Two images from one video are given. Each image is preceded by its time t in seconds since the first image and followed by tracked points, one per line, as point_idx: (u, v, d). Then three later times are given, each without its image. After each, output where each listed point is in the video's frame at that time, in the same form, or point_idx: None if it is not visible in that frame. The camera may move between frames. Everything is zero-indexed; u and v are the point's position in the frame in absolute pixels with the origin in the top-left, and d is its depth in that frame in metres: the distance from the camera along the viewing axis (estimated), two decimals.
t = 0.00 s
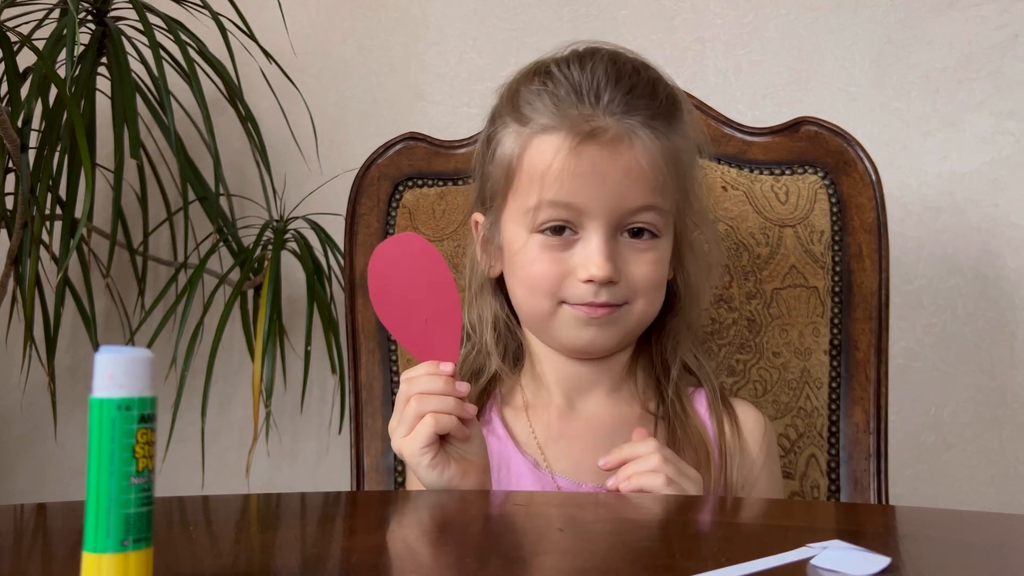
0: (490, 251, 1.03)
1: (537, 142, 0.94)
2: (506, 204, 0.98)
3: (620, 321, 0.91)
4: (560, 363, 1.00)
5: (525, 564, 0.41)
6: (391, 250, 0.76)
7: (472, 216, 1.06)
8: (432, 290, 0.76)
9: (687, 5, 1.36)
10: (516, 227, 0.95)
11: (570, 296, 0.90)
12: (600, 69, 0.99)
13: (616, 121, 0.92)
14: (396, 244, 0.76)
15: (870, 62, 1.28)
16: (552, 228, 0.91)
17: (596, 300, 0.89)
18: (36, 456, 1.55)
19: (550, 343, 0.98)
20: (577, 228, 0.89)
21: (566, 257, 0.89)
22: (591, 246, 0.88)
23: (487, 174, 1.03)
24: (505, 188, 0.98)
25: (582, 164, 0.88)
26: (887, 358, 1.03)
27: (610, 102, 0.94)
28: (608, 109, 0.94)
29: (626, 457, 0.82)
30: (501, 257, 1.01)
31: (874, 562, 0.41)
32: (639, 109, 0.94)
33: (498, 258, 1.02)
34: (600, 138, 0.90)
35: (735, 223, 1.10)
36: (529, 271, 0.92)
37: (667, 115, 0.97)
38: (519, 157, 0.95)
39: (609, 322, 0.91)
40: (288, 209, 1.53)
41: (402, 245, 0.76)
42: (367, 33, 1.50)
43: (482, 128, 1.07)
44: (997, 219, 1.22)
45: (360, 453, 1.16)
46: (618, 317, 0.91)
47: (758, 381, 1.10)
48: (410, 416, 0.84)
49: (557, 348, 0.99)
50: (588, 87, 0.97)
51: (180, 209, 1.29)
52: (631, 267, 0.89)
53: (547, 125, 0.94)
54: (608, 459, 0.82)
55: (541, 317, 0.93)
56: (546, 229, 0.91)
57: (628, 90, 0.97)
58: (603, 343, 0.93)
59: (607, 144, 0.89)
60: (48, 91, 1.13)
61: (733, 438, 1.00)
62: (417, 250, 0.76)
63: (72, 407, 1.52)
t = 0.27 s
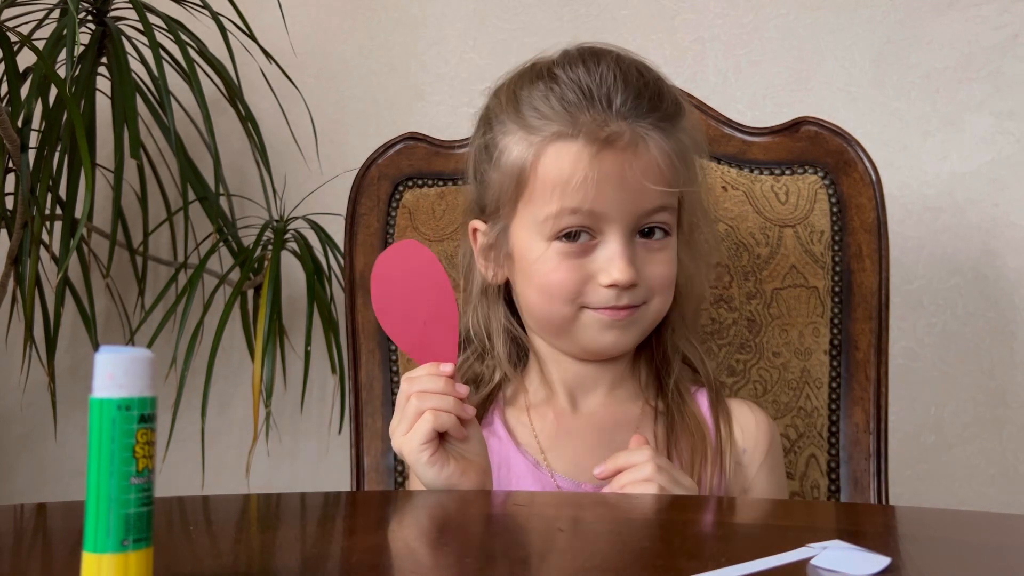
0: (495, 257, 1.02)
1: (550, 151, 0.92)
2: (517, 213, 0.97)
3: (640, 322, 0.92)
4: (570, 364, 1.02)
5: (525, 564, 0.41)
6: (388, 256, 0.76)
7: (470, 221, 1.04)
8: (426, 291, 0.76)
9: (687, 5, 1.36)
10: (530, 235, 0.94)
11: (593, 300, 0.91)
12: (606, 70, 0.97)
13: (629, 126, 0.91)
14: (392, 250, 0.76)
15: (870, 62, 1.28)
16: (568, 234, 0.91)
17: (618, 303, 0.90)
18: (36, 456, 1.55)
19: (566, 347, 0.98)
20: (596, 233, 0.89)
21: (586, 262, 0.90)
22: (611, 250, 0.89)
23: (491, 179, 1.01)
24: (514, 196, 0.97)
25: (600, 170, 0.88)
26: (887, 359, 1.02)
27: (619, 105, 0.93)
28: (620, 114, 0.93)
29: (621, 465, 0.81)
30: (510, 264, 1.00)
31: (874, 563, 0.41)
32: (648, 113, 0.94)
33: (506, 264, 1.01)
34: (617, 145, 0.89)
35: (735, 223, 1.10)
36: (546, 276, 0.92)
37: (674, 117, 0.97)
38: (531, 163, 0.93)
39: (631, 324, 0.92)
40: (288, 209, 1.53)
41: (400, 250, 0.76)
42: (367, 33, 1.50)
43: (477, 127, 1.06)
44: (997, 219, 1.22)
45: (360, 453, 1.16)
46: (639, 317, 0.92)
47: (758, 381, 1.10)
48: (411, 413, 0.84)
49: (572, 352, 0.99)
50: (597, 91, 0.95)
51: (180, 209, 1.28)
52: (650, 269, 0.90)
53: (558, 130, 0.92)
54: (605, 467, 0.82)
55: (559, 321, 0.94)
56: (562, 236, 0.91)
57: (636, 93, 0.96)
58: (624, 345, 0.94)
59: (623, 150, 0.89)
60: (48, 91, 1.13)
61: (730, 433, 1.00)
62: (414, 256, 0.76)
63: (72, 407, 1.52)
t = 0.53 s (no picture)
0: (496, 258, 1.02)
1: (559, 154, 0.91)
2: (523, 217, 0.96)
3: (646, 323, 0.93)
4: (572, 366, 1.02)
5: (524, 564, 0.41)
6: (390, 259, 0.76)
7: (470, 222, 1.04)
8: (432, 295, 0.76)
9: (687, 5, 1.36)
10: (537, 237, 0.94)
11: (602, 302, 0.91)
12: (611, 73, 0.97)
13: (637, 130, 0.91)
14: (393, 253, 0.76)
15: (870, 62, 1.28)
16: (576, 236, 0.90)
17: (628, 305, 0.90)
18: (37, 456, 1.55)
19: (573, 350, 0.98)
20: (604, 235, 0.89)
21: (594, 264, 0.90)
22: (620, 252, 0.89)
23: (495, 181, 1.00)
24: (519, 200, 0.96)
25: (611, 173, 0.88)
26: (887, 358, 1.02)
27: (626, 108, 0.93)
28: (630, 117, 0.93)
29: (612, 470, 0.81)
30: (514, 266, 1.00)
31: (874, 563, 0.41)
32: (655, 118, 0.94)
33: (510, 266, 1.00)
34: (627, 149, 0.89)
35: (735, 223, 1.10)
36: (554, 279, 0.92)
37: (679, 121, 0.97)
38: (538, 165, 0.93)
39: (639, 325, 0.92)
40: (288, 209, 1.53)
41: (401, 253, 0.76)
42: (367, 33, 1.50)
43: (475, 127, 1.06)
44: (997, 219, 1.22)
45: (360, 452, 1.16)
46: (647, 317, 0.92)
47: (758, 381, 1.10)
48: (411, 413, 0.84)
49: (578, 353, 0.99)
50: (605, 94, 0.95)
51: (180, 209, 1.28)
52: (657, 270, 0.90)
53: (566, 134, 0.92)
54: (596, 473, 0.82)
55: (567, 323, 0.94)
56: (571, 239, 0.91)
57: (643, 97, 0.96)
58: (632, 346, 0.94)
59: (632, 153, 0.89)
60: (48, 92, 1.13)
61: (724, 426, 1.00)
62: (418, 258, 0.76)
63: (73, 407, 1.53)
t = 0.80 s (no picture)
0: (497, 261, 1.01)
1: (563, 158, 0.91)
2: (525, 221, 0.96)
3: (649, 325, 0.93)
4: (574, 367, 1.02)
5: (522, 563, 0.41)
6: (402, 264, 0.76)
7: (470, 224, 1.04)
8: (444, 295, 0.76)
9: (687, 5, 1.36)
10: (541, 241, 0.94)
11: (606, 305, 0.91)
12: (614, 75, 0.97)
13: (641, 134, 0.91)
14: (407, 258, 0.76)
15: (870, 62, 1.28)
16: (580, 240, 0.90)
17: (632, 308, 0.90)
18: (37, 456, 1.55)
19: (576, 352, 0.98)
20: (608, 238, 0.89)
21: (599, 267, 0.90)
22: (625, 255, 0.89)
23: (496, 184, 1.00)
24: (522, 205, 0.96)
25: (615, 177, 0.88)
26: (887, 359, 1.02)
27: (629, 111, 0.93)
28: (633, 121, 0.93)
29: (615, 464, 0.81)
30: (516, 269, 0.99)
31: (874, 562, 0.41)
32: (658, 121, 0.94)
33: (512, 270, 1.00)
34: (632, 153, 0.89)
35: (735, 223, 1.10)
36: (557, 282, 0.92)
37: (681, 123, 0.98)
38: (542, 169, 0.93)
39: (643, 326, 0.93)
40: (288, 209, 1.53)
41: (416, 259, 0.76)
42: (367, 33, 1.50)
43: (473, 129, 1.06)
44: (996, 219, 1.22)
45: (360, 452, 1.17)
46: (651, 319, 0.92)
47: (758, 381, 1.10)
48: (427, 422, 0.84)
49: (580, 355, 0.99)
50: (608, 97, 0.95)
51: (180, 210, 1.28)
52: (661, 272, 0.90)
53: (570, 139, 0.92)
54: (600, 466, 0.81)
55: (571, 326, 0.94)
56: (574, 242, 0.91)
57: (646, 100, 0.96)
58: (635, 348, 0.95)
59: (637, 157, 0.89)
60: (48, 91, 1.13)
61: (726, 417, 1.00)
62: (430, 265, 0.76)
63: (72, 407, 1.53)
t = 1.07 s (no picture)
0: (493, 260, 1.02)
1: (558, 159, 0.91)
2: (521, 222, 0.96)
3: (644, 326, 0.93)
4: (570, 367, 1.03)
5: (521, 564, 0.41)
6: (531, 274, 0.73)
7: (468, 224, 1.05)
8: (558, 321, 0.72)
9: (687, 5, 1.36)
10: (535, 242, 0.93)
11: (600, 306, 0.91)
12: (609, 75, 0.97)
13: (636, 134, 0.91)
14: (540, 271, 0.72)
15: (870, 62, 1.28)
16: (574, 241, 0.90)
17: (626, 308, 0.90)
18: (37, 456, 1.55)
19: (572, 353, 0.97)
20: (602, 239, 0.89)
21: (593, 268, 0.89)
22: (618, 256, 0.89)
23: (492, 185, 1.00)
24: (518, 204, 0.96)
25: (609, 178, 0.88)
26: (887, 359, 1.02)
27: (625, 111, 0.93)
28: (627, 120, 0.92)
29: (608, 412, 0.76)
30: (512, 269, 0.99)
31: (874, 563, 0.41)
32: (654, 120, 0.94)
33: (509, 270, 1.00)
34: (626, 153, 0.89)
35: (735, 223, 1.10)
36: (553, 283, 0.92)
37: (678, 123, 0.98)
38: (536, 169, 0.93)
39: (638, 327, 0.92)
40: (288, 209, 1.53)
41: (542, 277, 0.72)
42: (367, 33, 1.50)
43: (471, 129, 1.06)
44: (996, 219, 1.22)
45: (360, 452, 1.17)
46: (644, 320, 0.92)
47: (758, 381, 1.10)
48: (509, 438, 0.80)
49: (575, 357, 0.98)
50: (602, 96, 0.95)
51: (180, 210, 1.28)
52: (655, 273, 0.90)
53: (564, 139, 0.91)
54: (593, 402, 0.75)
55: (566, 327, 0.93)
56: (568, 243, 0.90)
57: (641, 100, 0.96)
58: (628, 347, 0.94)
59: (631, 157, 0.89)
60: (48, 91, 1.13)
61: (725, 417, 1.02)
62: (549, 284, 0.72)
63: (72, 407, 1.53)
